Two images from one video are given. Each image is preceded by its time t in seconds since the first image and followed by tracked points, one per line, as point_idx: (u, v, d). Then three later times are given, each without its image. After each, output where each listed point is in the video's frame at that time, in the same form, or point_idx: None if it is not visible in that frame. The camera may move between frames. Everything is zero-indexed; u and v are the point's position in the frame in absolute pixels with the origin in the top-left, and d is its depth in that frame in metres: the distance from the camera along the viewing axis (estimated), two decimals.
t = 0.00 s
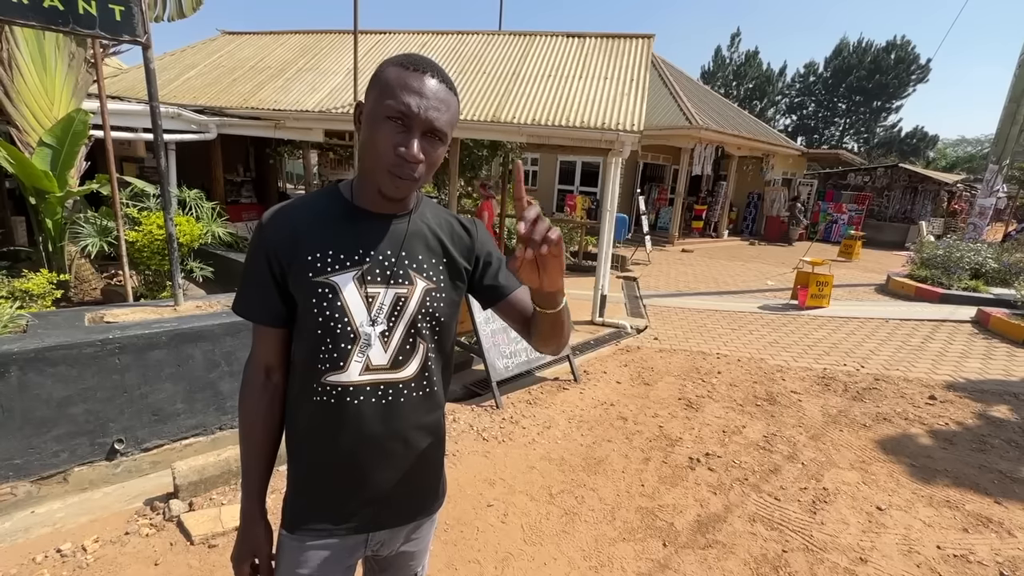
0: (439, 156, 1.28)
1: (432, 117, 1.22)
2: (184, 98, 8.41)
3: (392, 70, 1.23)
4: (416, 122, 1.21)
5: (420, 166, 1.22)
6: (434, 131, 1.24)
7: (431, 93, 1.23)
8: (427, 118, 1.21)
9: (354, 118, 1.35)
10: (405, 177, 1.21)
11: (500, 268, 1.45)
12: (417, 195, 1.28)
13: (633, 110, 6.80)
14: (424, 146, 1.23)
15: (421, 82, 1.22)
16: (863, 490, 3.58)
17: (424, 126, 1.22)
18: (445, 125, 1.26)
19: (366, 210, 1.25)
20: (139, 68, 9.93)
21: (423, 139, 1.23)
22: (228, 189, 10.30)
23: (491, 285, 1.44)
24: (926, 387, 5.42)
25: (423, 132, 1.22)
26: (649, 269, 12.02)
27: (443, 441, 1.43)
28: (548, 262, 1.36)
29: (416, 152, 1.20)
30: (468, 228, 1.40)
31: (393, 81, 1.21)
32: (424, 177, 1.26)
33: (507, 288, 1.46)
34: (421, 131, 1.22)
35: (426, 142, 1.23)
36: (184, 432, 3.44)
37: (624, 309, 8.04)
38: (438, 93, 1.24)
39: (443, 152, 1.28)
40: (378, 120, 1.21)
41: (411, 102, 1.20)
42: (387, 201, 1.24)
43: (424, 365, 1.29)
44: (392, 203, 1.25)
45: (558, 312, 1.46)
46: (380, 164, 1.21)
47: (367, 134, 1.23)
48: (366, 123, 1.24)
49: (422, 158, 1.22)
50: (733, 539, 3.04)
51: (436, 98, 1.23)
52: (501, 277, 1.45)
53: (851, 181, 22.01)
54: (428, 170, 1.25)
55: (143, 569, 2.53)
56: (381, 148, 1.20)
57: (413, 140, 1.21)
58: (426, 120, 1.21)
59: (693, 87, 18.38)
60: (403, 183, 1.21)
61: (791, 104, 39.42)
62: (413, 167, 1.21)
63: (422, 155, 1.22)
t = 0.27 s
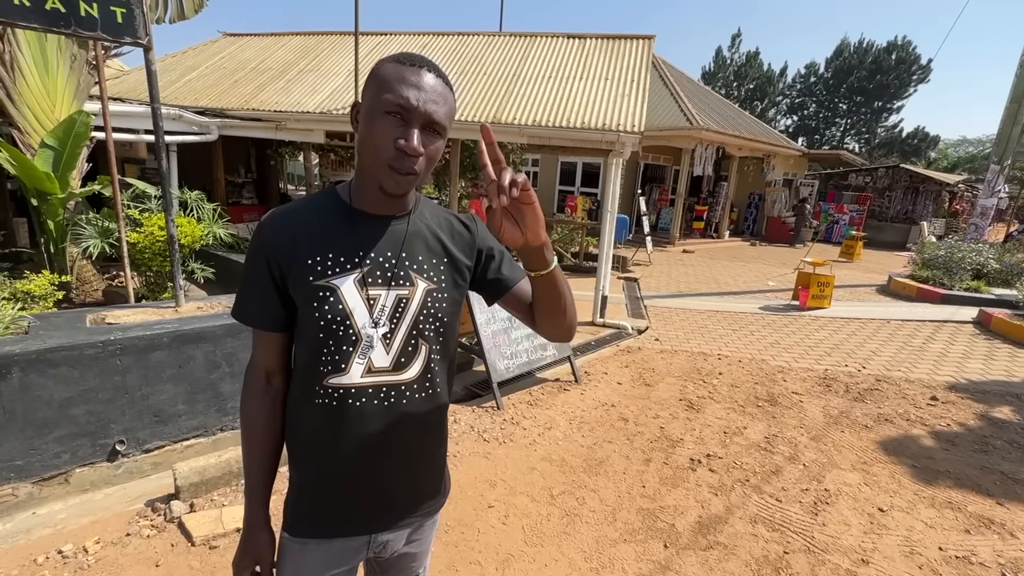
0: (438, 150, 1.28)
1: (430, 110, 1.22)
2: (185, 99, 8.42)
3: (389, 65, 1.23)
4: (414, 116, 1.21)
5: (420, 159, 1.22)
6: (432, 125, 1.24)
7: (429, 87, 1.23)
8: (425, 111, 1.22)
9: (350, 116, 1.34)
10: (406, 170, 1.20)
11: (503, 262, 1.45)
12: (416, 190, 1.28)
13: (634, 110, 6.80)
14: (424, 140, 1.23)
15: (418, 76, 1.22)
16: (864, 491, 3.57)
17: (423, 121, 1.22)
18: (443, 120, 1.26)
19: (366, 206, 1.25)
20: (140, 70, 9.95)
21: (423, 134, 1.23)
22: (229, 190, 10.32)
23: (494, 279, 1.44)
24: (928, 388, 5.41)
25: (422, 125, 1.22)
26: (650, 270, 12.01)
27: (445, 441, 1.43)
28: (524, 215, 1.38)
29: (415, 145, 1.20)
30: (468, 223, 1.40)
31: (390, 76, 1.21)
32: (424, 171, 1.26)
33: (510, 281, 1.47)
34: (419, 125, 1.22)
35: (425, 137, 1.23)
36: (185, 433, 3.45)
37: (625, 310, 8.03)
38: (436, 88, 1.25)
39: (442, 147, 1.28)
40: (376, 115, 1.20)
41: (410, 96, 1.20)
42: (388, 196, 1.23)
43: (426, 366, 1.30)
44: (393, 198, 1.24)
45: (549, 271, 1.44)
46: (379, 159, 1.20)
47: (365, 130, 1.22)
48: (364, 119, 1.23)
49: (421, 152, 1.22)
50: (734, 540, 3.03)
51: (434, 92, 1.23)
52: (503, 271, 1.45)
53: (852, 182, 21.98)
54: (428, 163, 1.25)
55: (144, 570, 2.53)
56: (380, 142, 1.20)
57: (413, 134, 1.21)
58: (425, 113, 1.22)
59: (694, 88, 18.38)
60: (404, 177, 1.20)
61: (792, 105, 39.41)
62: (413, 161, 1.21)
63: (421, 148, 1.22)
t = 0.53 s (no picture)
0: (439, 156, 1.28)
1: (434, 115, 1.23)
2: (187, 101, 8.44)
3: (394, 69, 1.24)
4: (417, 121, 1.21)
5: (421, 164, 1.22)
6: (435, 131, 1.24)
7: (433, 93, 1.23)
8: (428, 116, 1.22)
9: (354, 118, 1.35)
10: (406, 175, 1.20)
11: (501, 263, 1.45)
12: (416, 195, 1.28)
13: (634, 111, 6.80)
14: (425, 145, 1.23)
15: (423, 82, 1.23)
16: (866, 492, 3.57)
17: (425, 125, 1.22)
18: (445, 126, 1.26)
19: (366, 208, 1.25)
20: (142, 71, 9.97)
21: (424, 139, 1.23)
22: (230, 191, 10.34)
23: (493, 280, 1.44)
24: (930, 388, 5.40)
25: (424, 131, 1.23)
26: (651, 270, 12.01)
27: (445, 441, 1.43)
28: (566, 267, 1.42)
29: (416, 150, 1.20)
30: (468, 227, 1.41)
31: (395, 80, 1.22)
32: (424, 176, 1.26)
33: (510, 281, 1.46)
34: (422, 130, 1.22)
35: (427, 141, 1.23)
36: (186, 433, 3.45)
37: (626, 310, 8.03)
38: (440, 94, 1.25)
39: (444, 153, 1.28)
40: (379, 118, 1.20)
41: (413, 101, 1.20)
42: (387, 198, 1.23)
43: (425, 366, 1.30)
44: (392, 200, 1.24)
45: (575, 305, 1.48)
46: (380, 162, 1.20)
47: (367, 132, 1.23)
48: (366, 121, 1.24)
49: (423, 157, 1.22)
50: (735, 541, 3.03)
51: (438, 98, 1.24)
52: (502, 272, 1.45)
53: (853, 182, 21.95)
54: (429, 169, 1.26)
55: (146, 571, 2.53)
56: (382, 145, 1.20)
57: (415, 138, 1.21)
58: (428, 119, 1.22)
59: (694, 88, 18.38)
60: (404, 181, 1.20)
61: (793, 105, 39.38)
62: (414, 165, 1.21)
63: (423, 153, 1.22)
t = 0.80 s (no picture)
0: (442, 161, 1.28)
1: (437, 120, 1.23)
2: (188, 102, 8.46)
3: (399, 72, 1.24)
4: (420, 125, 1.21)
5: (422, 169, 1.22)
6: (437, 136, 1.25)
7: (437, 98, 1.24)
8: (431, 121, 1.22)
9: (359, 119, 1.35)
10: (407, 178, 1.21)
11: (502, 267, 1.45)
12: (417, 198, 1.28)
13: (635, 111, 6.80)
14: (427, 149, 1.23)
15: (426, 87, 1.23)
16: (867, 492, 3.56)
17: (428, 130, 1.23)
18: (448, 131, 1.27)
19: (367, 210, 1.25)
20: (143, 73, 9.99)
21: (426, 143, 1.23)
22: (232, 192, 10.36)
23: (493, 284, 1.44)
24: (932, 388, 5.39)
25: (427, 135, 1.23)
26: (652, 271, 12.01)
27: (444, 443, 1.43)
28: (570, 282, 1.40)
29: (418, 154, 1.20)
30: (470, 230, 1.41)
31: (399, 84, 1.22)
32: (425, 180, 1.26)
33: (510, 285, 1.47)
34: (424, 134, 1.22)
35: (430, 146, 1.24)
36: (188, 434, 3.46)
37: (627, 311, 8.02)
38: (443, 99, 1.25)
39: (446, 158, 1.29)
40: (381, 121, 1.21)
41: (416, 105, 1.21)
42: (388, 201, 1.23)
43: (424, 368, 1.30)
44: (392, 204, 1.24)
45: (576, 315, 1.47)
46: (381, 165, 1.21)
47: (370, 134, 1.23)
48: (369, 123, 1.24)
49: (425, 161, 1.22)
50: (736, 542, 3.02)
51: (441, 103, 1.24)
52: (503, 276, 1.45)
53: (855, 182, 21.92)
54: (431, 173, 1.26)
55: (148, 571, 2.54)
56: (384, 148, 1.20)
57: (417, 142, 1.21)
58: (431, 124, 1.22)
59: (695, 89, 18.38)
60: (405, 185, 1.21)
61: (794, 105, 39.36)
62: (415, 170, 1.21)
63: (424, 158, 1.22)
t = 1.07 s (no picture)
0: (444, 158, 1.29)
1: (438, 118, 1.23)
2: (190, 103, 8.48)
3: (400, 71, 1.24)
4: (421, 124, 1.22)
5: (424, 167, 1.22)
6: (438, 134, 1.25)
7: (438, 96, 1.24)
8: (432, 120, 1.23)
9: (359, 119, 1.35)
10: (409, 176, 1.21)
11: (504, 268, 1.45)
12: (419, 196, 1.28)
13: (637, 112, 6.80)
14: (429, 147, 1.24)
15: (427, 84, 1.23)
16: (870, 493, 3.56)
17: (429, 128, 1.23)
18: (449, 128, 1.27)
19: (369, 209, 1.25)
20: (145, 74, 10.02)
21: (428, 141, 1.23)
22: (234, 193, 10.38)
23: (495, 285, 1.44)
24: (934, 388, 5.38)
25: (428, 133, 1.23)
26: (654, 271, 12.00)
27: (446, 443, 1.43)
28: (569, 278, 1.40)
29: (420, 152, 1.20)
30: (473, 230, 1.41)
31: (399, 82, 1.23)
32: (428, 178, 1.27)
33: (512, 286, 1.46)
34: (425, 132, 1.23)
35: (431, 144, 1.24)
36: (190, 434, 3.46)
37: (628, 311, 8.01)
38: (444, 96, 1.26)
39: (448, 155, 1.29)
40: (383, 119, 1.21)
41: (417, 103, 1.21)
42: (390, 200, 1.23)
43: (426, 368, 1.30)
44: (394, 203, 1.25)
45: (576, 314, 1.47)
46: (383, 163, 1.21)
47: (371, 134, 1.23)
48: (370, 122, 1.24)
49: (427, 159, 1.22)
50: (738, 542, 3.02)
51: (441, 101, 1.24)
52: (505, 276, 1.45)
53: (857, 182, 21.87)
54: (433, 171, 1.26)
55: (151, 570, 2.55)
56: (386, 146, 1.20)
57: (418, 141, 1.21)
58: (432, 122, 1.23)
59: (697, 88, 18.36)
60: (407, 183, 1.21)
61: (796, 105, 39.30)
62: (417, 168, 1.21)
63: (426, 155, 1.22)
